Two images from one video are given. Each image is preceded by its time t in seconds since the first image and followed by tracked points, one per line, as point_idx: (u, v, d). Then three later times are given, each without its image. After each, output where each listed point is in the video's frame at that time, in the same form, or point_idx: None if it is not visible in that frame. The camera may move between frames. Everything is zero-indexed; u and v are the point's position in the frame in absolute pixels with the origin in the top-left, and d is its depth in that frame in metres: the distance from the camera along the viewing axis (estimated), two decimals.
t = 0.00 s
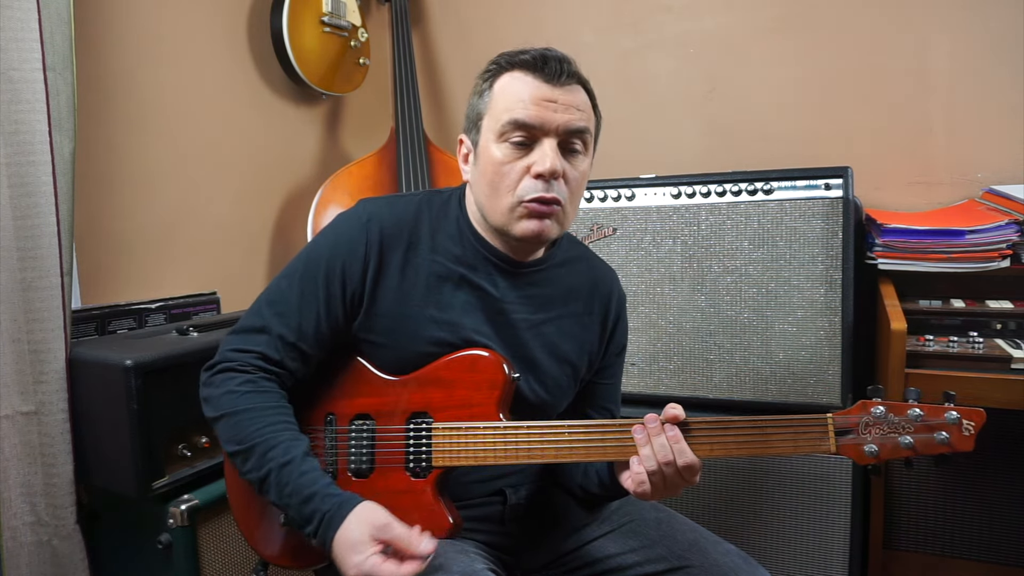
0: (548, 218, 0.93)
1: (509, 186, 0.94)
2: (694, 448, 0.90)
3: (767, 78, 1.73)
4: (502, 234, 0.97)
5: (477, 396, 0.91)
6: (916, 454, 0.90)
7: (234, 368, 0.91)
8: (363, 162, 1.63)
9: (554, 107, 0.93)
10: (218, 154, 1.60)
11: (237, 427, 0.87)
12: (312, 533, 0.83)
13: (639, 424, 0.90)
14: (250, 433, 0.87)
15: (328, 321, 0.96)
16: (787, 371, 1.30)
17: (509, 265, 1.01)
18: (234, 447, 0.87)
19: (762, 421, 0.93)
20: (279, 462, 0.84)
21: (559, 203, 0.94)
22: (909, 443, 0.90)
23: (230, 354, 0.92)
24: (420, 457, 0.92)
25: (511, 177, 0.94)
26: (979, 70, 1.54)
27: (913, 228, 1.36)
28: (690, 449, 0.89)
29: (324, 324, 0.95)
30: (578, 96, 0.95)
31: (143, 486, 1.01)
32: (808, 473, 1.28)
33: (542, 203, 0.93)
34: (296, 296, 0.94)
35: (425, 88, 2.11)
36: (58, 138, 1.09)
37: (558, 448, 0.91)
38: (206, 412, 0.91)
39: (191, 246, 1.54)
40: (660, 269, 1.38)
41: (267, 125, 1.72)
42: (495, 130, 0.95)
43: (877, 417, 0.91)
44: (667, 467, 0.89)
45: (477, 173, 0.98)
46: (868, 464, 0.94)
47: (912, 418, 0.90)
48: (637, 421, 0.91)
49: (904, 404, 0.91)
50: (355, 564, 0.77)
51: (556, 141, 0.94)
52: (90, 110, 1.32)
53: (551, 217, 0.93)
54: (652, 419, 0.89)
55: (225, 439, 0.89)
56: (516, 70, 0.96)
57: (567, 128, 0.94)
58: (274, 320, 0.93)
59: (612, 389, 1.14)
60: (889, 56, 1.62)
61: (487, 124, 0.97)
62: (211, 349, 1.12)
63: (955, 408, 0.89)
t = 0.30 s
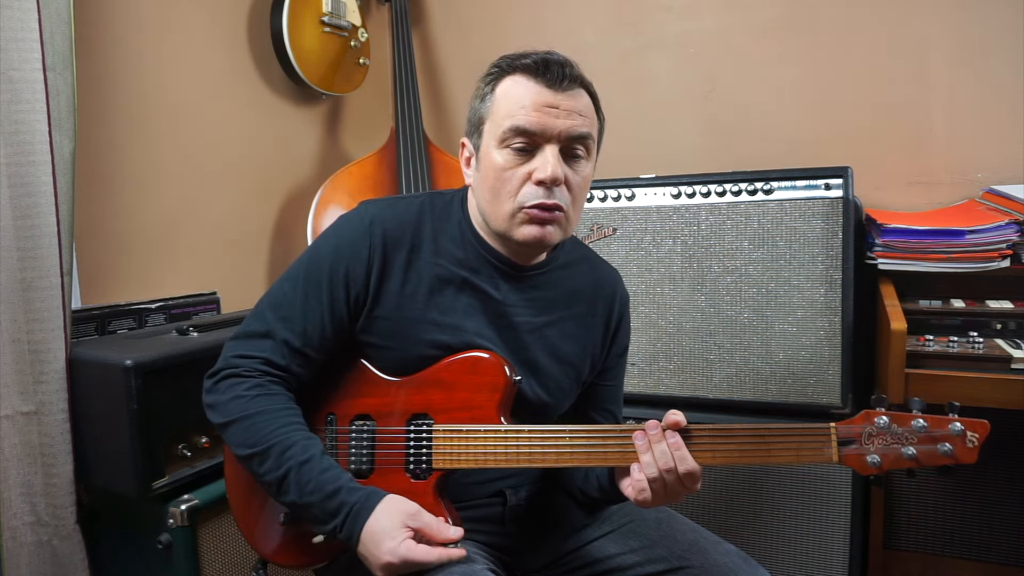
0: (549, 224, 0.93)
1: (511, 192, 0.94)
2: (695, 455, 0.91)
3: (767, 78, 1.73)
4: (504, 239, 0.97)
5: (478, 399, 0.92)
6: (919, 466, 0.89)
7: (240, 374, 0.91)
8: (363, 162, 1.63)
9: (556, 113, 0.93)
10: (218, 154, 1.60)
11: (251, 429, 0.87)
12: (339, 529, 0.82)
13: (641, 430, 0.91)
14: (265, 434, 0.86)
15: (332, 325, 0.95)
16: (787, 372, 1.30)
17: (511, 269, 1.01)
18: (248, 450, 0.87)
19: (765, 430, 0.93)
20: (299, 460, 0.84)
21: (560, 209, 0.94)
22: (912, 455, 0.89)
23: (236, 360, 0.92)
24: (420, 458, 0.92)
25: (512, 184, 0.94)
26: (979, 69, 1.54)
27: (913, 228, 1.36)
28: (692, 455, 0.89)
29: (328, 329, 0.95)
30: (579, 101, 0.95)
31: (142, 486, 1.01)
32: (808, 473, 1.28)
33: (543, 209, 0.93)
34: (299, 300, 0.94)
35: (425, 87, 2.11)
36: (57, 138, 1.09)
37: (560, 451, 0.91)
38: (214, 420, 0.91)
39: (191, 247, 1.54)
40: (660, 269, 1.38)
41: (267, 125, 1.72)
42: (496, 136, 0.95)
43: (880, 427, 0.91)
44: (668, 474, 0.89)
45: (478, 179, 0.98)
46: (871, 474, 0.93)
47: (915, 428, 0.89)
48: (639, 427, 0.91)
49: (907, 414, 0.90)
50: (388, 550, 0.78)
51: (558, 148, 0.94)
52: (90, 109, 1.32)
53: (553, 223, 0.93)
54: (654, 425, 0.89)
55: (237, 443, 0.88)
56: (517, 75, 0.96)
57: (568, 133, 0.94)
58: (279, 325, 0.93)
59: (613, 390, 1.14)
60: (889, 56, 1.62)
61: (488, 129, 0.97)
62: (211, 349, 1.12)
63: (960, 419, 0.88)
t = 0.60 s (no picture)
0: (549, 229, 0.94)
1: (511, 198, 0.94)
2: (696, 453, 0.90)
3: (767, 79, 1.73)
4: (505, 243, 0.98)
5: (479, 398, 0.92)
6: (919, 463, 0.88)
7: (232, 353, 0.90)
8: (363, 162, 1.63)
9: (555, 118, 0.92)
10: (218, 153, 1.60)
11: (239, 393, 0.85)
12: (335, 467, 0.79)
13: (643, 428, 0.91)
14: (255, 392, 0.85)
15: (331, 322, 0.95)
16: (787, 372, 1.30)
17: (512, 268, 1.01)
18: (238, 413, 0.85)
19: (765, 430, 0.92)
20: (289, 407, 0.83)
21: (560, 214, 0.94)
22: (912, 452, 0.88)
23: (228, 347, 0.92)
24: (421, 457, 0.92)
25: (513, 189, 0.94)
26: (979, 69, 1.54)
27: (913, 228, 1.36)
28: (693, 453, 0.89)
29: (327, 325, 0.95)
30: (579, 105, 0.94)
31: (143, 486, 1.01)
32: (808, 473, 1.28)
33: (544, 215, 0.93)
34: (298, 297, 0.94)
35: (425, 88, 2.12)
36: (57, 138, 1.09)
37: (560, 449, 0.91)
38: (206, 401, 0.89)
39: (191, 246, 1.54)
40: (660, 269, 1.38)
41: (267, 125, 1.72)
42: (496, 140, 0.95)
43: (879, 425, 0.90)
44: (669, 472, 0.89)
45: (479, 182, 0.98)
46: (871, 473, 0.92)
47: (915, 426, 0.88)
48: (640, 426, 0.91)
49: (908, 412, 0.89)
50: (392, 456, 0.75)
51: (558, 152, 0.94)
52: (90, 109, 1.32)
53: (552, 228, 0.94)
54: (655, 423, 0.89)
55: (227, 412, 0.86)
56: (516, 78, 0.96)
57: (568, 137, 0.93)
58: (277, 320, 0.93)
59: (614, 390, 1.14)
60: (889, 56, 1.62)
61: (488, 133, 0.97)
62: (211, 349, 1.12)
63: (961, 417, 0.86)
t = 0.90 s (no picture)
0: (548, 232, 0.94)
1: (509, 201, 0.94)
2: (695, 450, 0.90)
3: (767, 79, 1.73)
4: (502, 245, 0.98)
5: (477, 397, 0.92)
6: (918, 458, 0.89)
7: (230, 371, 0.91)
8: (363, 162, 1.63)
9: (553, 121, 0.92)
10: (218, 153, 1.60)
11: (233, 427, 0.87)
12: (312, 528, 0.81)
13: (640, 426, 0.90)
14: (246, 431, 0.86)
15: (331, 327, 0.95)
16: (787, 372, 1.30)
17: (511, 271, 1.01)
18: (231, 447, 0.87)
19: (764, 426, 0.93)
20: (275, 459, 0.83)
21: (559, 217, 0.94)
22: (911, 448, 0.89)
23: (228, 358, 0.92)
24: (420, 457, 0.92)
25: (511, 192, 0.94)
26: (980, 69, 1.54)
27: (913, 228, 1.36)
28: (691, 451, 0.89)
29: (327, 331, 0.95)
30: (577, 107, 0.94)
31: (143, 486, 1.01)
32: (808, 472, 1.28)
33: (541, 218, 0.93)
34: (297, 302, 0.94)
35: (425, 87, 2.12)
36: (57, 138, 1.09)
37: (558, 448, 0.91)
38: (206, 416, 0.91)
39: (190, 246, 1.54)
40: (660, 269, 1.38)
41: (267, 125, 1.72)
42: (494, 143, 0.95)
43: (879, 421, 0.91)
44: (668, 470, 0.88)
45: (477, 185, 0.98)
46: (870, 468, 0.93)
47: (913, 422, 0.89)
48: (638, 424, 0.91)
49: (905, 408, 0.90)
50: (352, 553, 0.77)
51: (556, 155, 0.94)
52: (90, 109, 1.32)
53: (551, 231, 0.94)
54: (653, 420, 0.89)
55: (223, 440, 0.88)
56: (514, 80, 0.95)
57: (567, 141, 0.93)
58: (275, 327, 0.93)
59: (613, 390, 1.14)
60: (889, 56, 1.62)
61: (486, 135, 0.97)
62: (211, 349, 1.12)
63: (956, 413, 0.88)
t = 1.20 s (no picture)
0: (545, 231, 0.94)
1: (508, 199, 0.94)
2: (694, 450, 0.90)
3: (767, 79, 1.73)
4: (500, 244, 0.98)
5: (477, 398, 0.92)
6: (918, 460, 0.90)
7: (243, 379, 0.91)
8: (363, 162, 1.63)
9: (554, 122, 0.92)
10: (218, 153, 1.60)
11: (258, 435, 0.87)
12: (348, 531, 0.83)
13: (639, 428, 0.90)
14: (271, 439, 0.87)
15: (333, 326, 0.95)
16: (786, 372, 1.30)
17: (509, 270, 1.01)
18: (255, 455, 0.87)
19: (763, 426, 0.93)
20: (310, 462, 0.85)
21: (557, 216, 0.94)
22: (911, 449, 0.90)
23: (238, 365, 0.92)
24: (420, 457, 0.92)
25: (510, 191, 0.94)
26: (979, 69, 1.54)
27: (913, 228, 1.36)
28: (691, 452, 0.89)
29: (329, 330, 0.95)
30: (577, 108, 0.94)
31: (143, 486, 1.01)
32: (808, 472, 1.28)
33: (539, 217, 0.93)
34: (299, 301, 0.94)
35: (425, 87, 2.12)
36: (58, 139, 1.09)
37: (557, 449, 0.91)
38: (218, 425, 0.91)
39: (191, 246, 1.54)
40: (660, 269, 1.38)
41: (267, 125, 1.72)
42: (494, 142, 0.95)
43: (879, 423, 0.91)
44: (667, 471, 0.88)
45: (476, 184, 0.98)
46: (870, 471, 0.93)
47: (913, 423, 0.90)
48: (637, 425, 0.91)
49: (905, 410, 0.91)
50: (397, 541, 0.78)
51: (555, 155, 0.94)
52: (91, 110, 1.32)
53: (549, 230, 0.94)
54: (652, 422, 0.89)
55: (244, 449, 0.88)
56: (516, 80, 0.96)
57: (566, 141, 0.93)
58: (279, 327, 0.93)
59: (613, 390, 1.14)
60: (889, 56, 1.62)
61: (486, 134, 0.97)
62: (211, 349, 1.12)
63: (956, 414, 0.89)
